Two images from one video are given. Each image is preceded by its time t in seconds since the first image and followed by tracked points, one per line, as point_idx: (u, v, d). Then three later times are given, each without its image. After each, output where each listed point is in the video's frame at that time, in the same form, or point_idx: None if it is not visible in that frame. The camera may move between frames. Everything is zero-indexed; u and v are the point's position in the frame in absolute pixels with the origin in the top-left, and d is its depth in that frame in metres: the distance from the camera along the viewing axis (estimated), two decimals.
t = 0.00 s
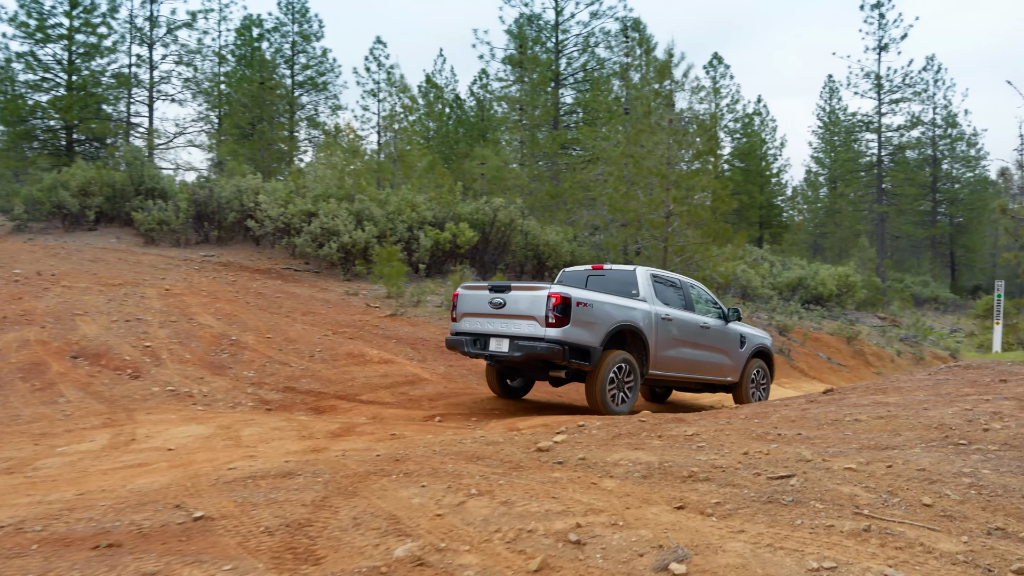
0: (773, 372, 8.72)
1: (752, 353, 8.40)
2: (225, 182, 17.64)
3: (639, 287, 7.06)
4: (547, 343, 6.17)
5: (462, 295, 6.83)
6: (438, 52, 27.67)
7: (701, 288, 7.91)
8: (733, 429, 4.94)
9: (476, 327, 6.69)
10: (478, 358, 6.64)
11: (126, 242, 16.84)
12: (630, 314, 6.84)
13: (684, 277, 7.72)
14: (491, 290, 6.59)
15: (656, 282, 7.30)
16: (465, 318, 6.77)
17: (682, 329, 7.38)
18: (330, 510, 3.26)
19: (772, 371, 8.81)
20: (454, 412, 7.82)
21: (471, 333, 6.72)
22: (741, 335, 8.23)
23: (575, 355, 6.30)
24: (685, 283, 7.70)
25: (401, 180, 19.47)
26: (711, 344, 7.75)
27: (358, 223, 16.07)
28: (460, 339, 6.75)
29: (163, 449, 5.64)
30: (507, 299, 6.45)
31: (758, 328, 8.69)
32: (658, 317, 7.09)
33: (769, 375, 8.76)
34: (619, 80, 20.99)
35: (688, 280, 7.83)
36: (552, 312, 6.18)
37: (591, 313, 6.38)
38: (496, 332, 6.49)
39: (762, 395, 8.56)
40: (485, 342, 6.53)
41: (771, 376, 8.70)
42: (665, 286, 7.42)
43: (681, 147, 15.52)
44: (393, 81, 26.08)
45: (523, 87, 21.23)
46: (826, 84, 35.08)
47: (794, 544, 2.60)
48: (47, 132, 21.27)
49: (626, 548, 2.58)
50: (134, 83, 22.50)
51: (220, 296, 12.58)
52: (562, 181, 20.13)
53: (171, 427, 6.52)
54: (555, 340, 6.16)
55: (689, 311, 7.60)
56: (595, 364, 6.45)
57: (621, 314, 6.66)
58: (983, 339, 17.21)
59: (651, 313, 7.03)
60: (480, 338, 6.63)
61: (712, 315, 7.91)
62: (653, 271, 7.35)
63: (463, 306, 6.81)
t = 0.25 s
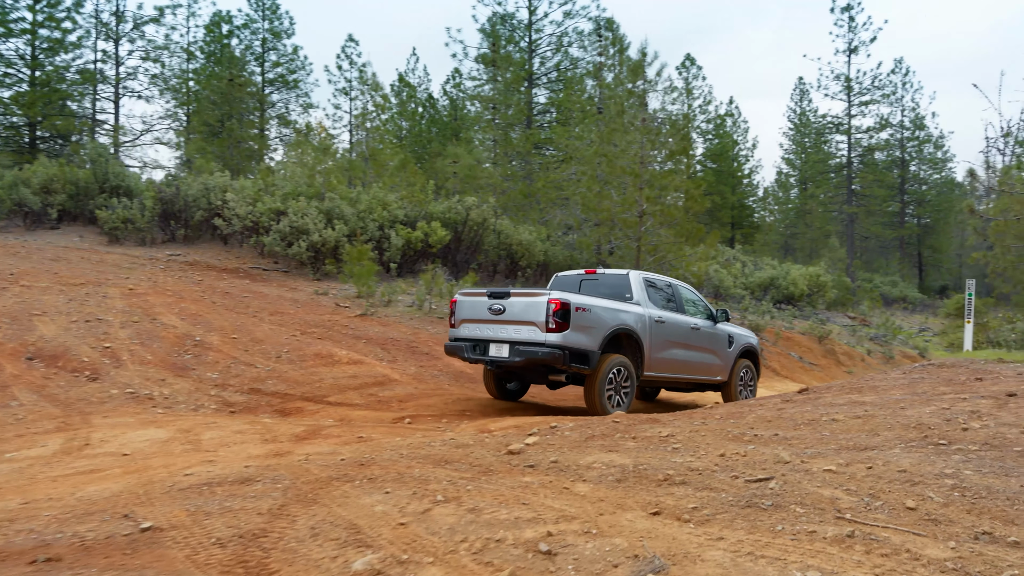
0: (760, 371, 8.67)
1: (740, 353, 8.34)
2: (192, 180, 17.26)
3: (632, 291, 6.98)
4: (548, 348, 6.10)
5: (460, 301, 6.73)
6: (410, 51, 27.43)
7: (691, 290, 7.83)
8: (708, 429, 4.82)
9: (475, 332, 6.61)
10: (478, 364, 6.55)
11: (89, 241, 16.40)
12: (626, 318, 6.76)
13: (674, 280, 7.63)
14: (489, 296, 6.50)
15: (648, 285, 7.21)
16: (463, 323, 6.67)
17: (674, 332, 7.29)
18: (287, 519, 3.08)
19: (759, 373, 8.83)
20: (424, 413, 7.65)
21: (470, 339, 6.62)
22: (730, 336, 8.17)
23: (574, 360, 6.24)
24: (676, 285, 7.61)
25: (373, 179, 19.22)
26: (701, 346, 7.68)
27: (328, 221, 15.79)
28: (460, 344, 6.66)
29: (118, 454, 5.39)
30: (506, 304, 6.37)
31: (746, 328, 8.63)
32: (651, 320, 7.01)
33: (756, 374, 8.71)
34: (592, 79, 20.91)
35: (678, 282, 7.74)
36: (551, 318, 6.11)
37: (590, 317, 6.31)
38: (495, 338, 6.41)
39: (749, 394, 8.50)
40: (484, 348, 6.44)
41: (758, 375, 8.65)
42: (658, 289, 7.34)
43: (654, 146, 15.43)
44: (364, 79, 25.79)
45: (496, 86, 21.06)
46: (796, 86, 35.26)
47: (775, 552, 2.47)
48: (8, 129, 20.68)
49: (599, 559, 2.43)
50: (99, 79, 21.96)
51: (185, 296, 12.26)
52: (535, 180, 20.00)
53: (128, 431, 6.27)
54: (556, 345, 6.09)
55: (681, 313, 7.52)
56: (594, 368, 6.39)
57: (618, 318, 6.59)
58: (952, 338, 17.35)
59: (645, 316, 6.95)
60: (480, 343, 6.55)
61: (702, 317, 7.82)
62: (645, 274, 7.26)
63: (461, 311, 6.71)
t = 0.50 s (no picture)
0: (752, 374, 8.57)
1: (734, 356, 8.23)
2: (160, 178, 16.85)
3: (631, 298, 6.84)
4: (550, 358, 6.06)
5: (464, 304, 6.67)
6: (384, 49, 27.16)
7: (687, 296, 7.68)
8: (684, 432, 4.69)
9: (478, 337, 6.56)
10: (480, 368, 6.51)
11: (53, 240, 15.94)
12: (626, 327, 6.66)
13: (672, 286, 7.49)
14: (494, 301, 6.43)
15: (647, 292, 7.07)
16: (466, 327, 6.62)
17: (670, 338, 7.16)
18: (239, 531, 2.89)
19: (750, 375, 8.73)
20: (394, 416, 7.45)
21: (472, 343, 6.58)
22: (725, 340, 8.05)
23: (575, 369, 6.19)
24: (673, 291, 7.46)
25: (346, 177, 18.93)
26: (696, 351, 7.55)
27: (299, 220, 15.49)
28: (462, 347, 6.62)
29: (70, 461, 5.15)
30: (510, 312, 6.31)
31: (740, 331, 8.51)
32: (650, 328, 6.88)
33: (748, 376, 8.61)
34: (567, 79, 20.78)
35: (676, 288, 7.59)
36: (554, 328, 6.05)
37: (593, 327, 6.26)
38: (498, 343, 6.37)
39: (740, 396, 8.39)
40: (487, 353, 6.40)
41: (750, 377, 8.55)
42: (656, 295, 7.21)
43: (628, 145, 15.32)
44: (338, 77, 25.47)
45: (471, 85, 20.86)
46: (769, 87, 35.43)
47: (758, 565, 2.33)
48: None
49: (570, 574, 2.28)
50: (65, 74, 21.42)
51: (150, 296, 11.94)
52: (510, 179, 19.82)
53: (83, 435, 6.01)
54: (557, 355, 6.05)
55: (677, 319, 7.38)
56: (595, 377, 6.34)
57: (619, 327, 6.51)
58: (922, 337, 17.48)
59: (644, 324, 6.83)
60: (482, 348, 6.50)
61: (698, 322, 7.69)
62: (644, 281, 7.12)
63: (465, 315, 6.65)
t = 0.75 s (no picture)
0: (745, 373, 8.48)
1: (728, 356, 8.12)
2: (132, 175, 16.51)
3: (628, 302, 6.73)
4: (552, 361, 5.94)
5: (465, 309, 6.55)
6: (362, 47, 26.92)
7: (682, 299, 7.56)
8: (665, 434, 4.54)
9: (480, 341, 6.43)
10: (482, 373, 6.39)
11: (20, 238, 15.55)
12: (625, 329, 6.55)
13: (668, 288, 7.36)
14: (494, 306, 6.32)
15: (644, 295, 6.96)
16: (467, 332, 6.50)
17: (666, 340, 7.04)
18: (195, 544, 2.71)
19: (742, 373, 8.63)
20: (368, 418, 7.26)
21: (474, 348, 6.45)
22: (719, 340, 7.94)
23: (576, 371, 6.07)
24: (668, 293, 7.35)
25: (322, 176, 18.69)
26: (692, 352, 7.43)
27: (274, 218, 15.23)
28: (464, 352, 6.49)
29: (26, 467, 4.91)
30: (512, 316, 6.19)
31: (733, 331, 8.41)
32: (647, 330, 6.77)
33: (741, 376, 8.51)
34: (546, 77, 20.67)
35: (671, 291, 7.47)
36: (556, 332, 5.94)
37: (594, 330, 6.14)
38: (500, 348, 6.25)
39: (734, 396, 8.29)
40: (489, 357, 6.28)
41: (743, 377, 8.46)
42: (651, 297, 7.09)
43: (606, 144, 15.20)
44: (314, 74, 25.19)
45: (449, 83, 20.69)
46: (747, 88, 35.55)
47: None
48: None
49: None
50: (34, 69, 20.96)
51: (119, 295, 11.64)
52: (488, 178, 19.66)
53: (41, 439, 5.77)
54: (559, 358, 5.93)
55: (673, 320, 7.26)
56: (596, 379, 6.21)
57: (619, 329, 6.39)
58: (900, 336, 17.53)
59: (641, 327, 6.71)
60: (484, 353, 6.38)
61: (692, 323, 7.57)
62: (640, 284, 7.00)
63: (466, 319, 6.53)
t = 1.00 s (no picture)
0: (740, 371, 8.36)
1: (723, 354, 8.01)
2: (108, 173, 16.19)
3: (627, 303, 6.60)
4: (559, 363, 5.81)
5: (466, 317, 6.38)
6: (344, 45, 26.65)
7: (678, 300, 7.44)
8: (649, 437, 4.39)
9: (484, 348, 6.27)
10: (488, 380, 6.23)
11: None
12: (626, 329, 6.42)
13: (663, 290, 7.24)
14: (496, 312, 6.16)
15: (641, 296, 6.83)
16: (471, 339, 6.33)
17: (664, 339, 6.90)
18: (148, 560, 2.52)
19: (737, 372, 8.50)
20: (345, 420, 7.06)
21: (479, 354, 6.29)
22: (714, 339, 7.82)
23: (583, 372, 5.94)
24: (664, 294, 7.22)
25: (302, 175, 18.44)
26: (689, 351, 7.29)
27: (252, 217, 14.98)
28: (468, 359, 6.33)
29: None
30: (514, 321, 6.04)
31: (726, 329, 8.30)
32: (646, 330, 6.63)
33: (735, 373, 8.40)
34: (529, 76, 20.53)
35: (666, 293, 7.34)
36: (561, 333, 5.81)
37: (598, 329, 6.03)
38: (505, 352, 6.09)
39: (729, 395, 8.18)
40: (495, 363, 6.12)
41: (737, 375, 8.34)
42: (648, 298, 6.97)
43: (589, 142, 15.07)
44: (295, 72, 24.90)
45: (431, 81, 20.51)
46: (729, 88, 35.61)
47: None
48: None
49: None
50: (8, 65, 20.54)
51: (92, 295, 11.35)
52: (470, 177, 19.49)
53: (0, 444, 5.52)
54: (566, 359, 5.80)
55: (670, 320, 7.13)
56: (602, 379, 6.09)
57: (620, 329, 6.27)
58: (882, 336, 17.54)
59: (641, 326, 6.57)
60: (489, 360, 6.22)
61: (688, 322, 7.44)
62: (636, 285, 6.88)
63: (469, 326, 6.36)
